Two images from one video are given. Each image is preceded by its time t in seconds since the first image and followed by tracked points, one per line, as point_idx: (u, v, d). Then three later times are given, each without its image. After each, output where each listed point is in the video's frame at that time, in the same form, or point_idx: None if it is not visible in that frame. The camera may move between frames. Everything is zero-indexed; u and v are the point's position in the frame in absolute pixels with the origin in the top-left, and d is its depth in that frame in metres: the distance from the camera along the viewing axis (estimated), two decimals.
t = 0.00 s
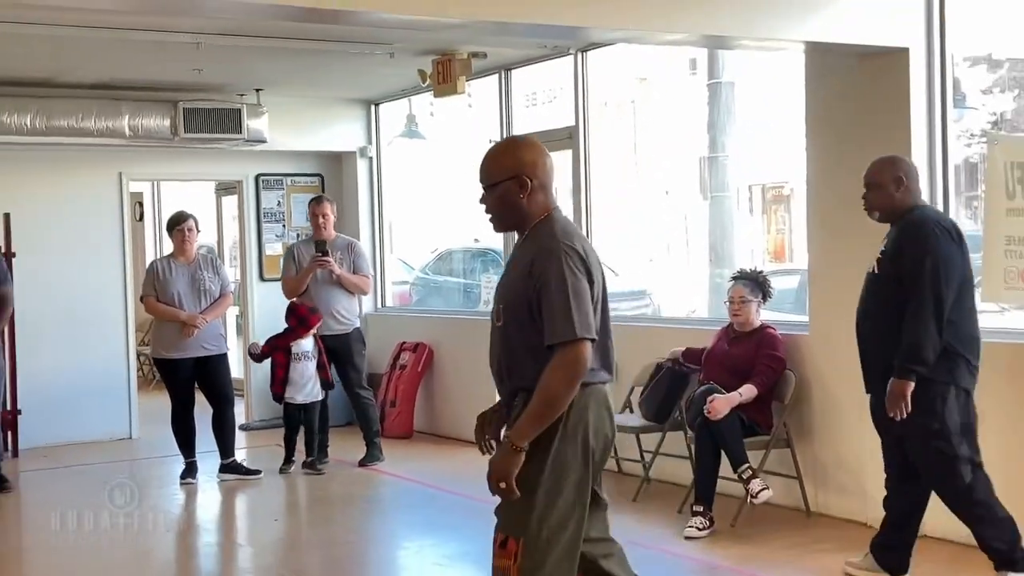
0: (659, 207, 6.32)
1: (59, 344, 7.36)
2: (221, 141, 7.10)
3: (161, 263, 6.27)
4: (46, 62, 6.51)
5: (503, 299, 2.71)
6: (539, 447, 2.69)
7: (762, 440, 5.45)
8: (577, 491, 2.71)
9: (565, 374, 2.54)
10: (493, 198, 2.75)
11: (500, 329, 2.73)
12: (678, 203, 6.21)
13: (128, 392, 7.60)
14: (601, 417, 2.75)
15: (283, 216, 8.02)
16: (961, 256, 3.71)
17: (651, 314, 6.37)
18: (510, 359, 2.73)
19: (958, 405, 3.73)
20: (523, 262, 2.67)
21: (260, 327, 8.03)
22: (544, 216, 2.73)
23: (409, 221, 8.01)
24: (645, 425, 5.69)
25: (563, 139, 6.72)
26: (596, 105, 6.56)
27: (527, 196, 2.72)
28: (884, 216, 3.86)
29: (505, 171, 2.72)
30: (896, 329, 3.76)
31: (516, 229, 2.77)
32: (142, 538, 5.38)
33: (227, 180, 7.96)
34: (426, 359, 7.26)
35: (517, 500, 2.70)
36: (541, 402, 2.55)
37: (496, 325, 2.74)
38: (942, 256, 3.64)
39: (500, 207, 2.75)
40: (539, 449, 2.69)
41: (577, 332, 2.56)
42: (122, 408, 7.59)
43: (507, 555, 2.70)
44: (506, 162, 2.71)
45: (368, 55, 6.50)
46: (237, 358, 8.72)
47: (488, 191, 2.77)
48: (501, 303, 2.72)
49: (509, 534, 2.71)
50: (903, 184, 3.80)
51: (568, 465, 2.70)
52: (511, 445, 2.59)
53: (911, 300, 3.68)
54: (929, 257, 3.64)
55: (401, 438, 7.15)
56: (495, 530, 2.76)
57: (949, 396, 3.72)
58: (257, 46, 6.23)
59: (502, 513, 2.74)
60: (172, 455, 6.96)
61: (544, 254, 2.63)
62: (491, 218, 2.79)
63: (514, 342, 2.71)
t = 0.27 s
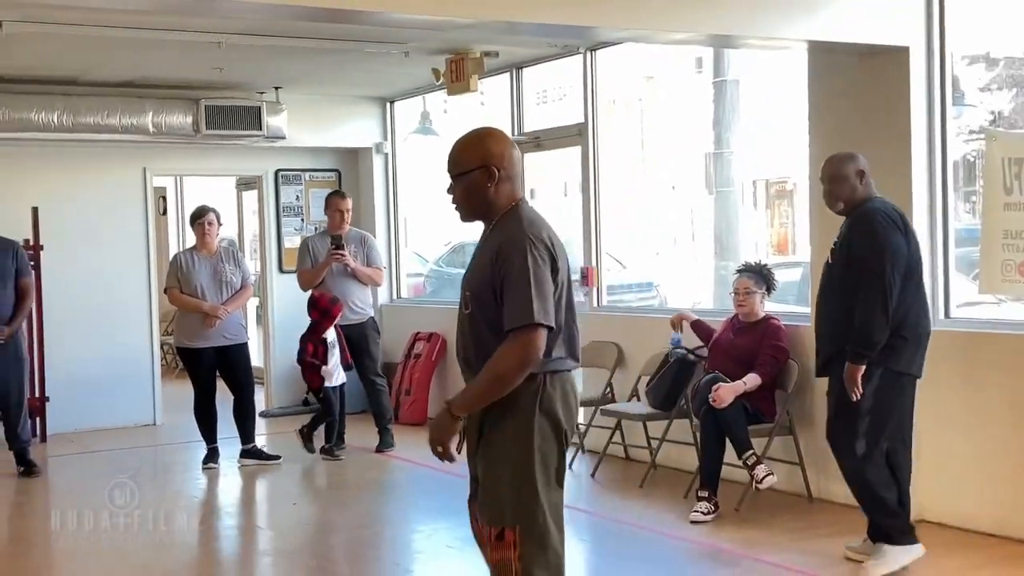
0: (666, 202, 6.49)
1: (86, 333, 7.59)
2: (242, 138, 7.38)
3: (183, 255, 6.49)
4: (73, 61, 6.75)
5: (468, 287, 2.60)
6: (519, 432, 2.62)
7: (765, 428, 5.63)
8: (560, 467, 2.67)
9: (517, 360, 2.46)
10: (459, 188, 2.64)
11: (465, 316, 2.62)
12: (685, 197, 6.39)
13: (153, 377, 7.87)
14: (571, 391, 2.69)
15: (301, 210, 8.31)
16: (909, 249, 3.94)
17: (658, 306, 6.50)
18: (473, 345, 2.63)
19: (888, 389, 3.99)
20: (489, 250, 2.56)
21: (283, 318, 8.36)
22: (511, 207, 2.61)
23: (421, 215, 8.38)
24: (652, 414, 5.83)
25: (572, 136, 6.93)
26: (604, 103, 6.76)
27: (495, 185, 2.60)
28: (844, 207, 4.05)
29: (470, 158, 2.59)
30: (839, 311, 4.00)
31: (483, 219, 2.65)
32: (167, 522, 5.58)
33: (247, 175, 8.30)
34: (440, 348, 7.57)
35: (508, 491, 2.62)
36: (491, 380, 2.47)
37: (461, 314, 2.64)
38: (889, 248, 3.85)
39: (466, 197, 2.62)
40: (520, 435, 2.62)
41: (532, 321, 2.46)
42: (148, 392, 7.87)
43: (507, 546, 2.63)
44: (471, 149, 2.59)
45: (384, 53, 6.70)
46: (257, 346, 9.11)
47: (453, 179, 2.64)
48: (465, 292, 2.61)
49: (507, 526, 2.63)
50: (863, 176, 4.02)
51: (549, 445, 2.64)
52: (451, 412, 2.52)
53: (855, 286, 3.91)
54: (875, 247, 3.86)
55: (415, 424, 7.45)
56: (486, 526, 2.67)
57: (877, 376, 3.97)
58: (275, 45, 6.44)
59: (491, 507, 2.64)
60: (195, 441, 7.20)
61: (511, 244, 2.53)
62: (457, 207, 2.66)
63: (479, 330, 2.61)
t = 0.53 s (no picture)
0: (670, 201, 6.97)
1: (140, 318, 8.61)
2: (283, 142, 8.58)
3: (228, 249, 7.12)
4: (126, 71, 7.40)
5: (445, 281, 2.87)
6: (500, 416, 2.84)
7: (760, 408, 5.73)
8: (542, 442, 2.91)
9: (468, 331, 2.71)
10: (437, 196, 2.91)
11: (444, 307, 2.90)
12: (685, 198, 6.86)
13: (199, 355, 8.89)
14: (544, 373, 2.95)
15: (334, 209, 9.36)
16: (847, 250, 4.35)
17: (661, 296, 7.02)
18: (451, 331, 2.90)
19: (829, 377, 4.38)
20: (467, 246, 2.83)
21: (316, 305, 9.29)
22: (486, 210, 2.88)
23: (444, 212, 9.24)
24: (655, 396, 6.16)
25: (582, 141, 7.52)
26: (612, 109, 7.34)
27: (472, 190, 2.86)
28: (788, 213, 4.44)
29: (449, 166, 2.86)
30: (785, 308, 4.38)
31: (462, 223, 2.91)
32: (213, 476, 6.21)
33: (285, 176, 9.24)
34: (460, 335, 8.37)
35: (499, 471, 2.82)
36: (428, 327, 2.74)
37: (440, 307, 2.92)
38: (830, 251, 4.25)
39: (444, 201, 2.89)
40: (500, 420, 2.84)
41: (490, 307, 2.73)
42: (193, 372, 8.88)
43: (509, 522, 2.82)
44: (451, 155, 2.86)
45: (409, 65, 7.30)
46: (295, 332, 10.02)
47: (432, 185, 2.90)
48: (443, 288, 2.88)
49: (504, 504, 2.82)
50: (807, 184, 4.43)
51: (529, 424, 2.87)
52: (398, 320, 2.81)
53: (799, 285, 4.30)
54: (817, 250, 4.26)
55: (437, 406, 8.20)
56: (486, 509, 2.84)
57: (819, 366, 4.38)
58: (311, 57, 7.05)
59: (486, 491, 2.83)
60: (238, 421, 7.91)
61: (484, 241, 2.79)
62: (437, 211, 2.94)
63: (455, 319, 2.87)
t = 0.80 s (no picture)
0: (690, 193, 6.94)
1: (164, 309, 8.69)
2: (306, 135, 8.62)
3: (251, 241, 7.15)
4: (149, 64, 7.44)
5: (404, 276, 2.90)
6: (463, 416, 2.81)
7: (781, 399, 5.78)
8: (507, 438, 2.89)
9: (429, 321, 2.70)
10: (403, 192, 2.96)
11: (404, 302, 2.92)
12: (706, 190, 6.83)
13: (223, 347, 8.94)
14: (503, 370, 2.93)
15: (356, 202, 9.42)
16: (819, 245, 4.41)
17: (682, 290, 6.99)
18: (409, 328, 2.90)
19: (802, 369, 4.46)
20: (426, 239, 2.86)
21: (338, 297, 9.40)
22: (450, 206, 2.93)
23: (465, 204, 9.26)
24: (676, 389, 6.14)
25: (603, 133, 7.50)
26: (634, 102, 7.32)
27: (436, 186, 2.92)
28: (762, 204, 4.53)
29: (415, 161, 2.92)
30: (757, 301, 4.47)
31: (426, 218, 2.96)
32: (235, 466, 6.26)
33: (307, 168, 9.29)
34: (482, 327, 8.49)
35: (469, 470, 2.80)
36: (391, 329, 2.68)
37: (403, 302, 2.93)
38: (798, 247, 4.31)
39: (408, 196, 2.95)
40: (463, 421, 2.81)
41: (453, 293, 2.72)
42: (217, 363, 8.94)
43: (486, 520, 2.81)
44: (419, 152, 2.92)
45: (431, 57, 7.31)
46: (317, 323, 10.09)
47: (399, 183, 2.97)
48: (404, 281, 2.91)
49: (477, 503, 2.80)
50: (781, 177, 4.51)
51: (493, 421, 2.85)
52: (353, 327, 2.73)
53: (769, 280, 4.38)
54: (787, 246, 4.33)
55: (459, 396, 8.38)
56: (459, 510, 2.82)
57: (792, 360, 4.45)
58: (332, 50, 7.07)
59: (457, 492, 2.81)
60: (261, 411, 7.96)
61: (440, 234, 2.82)
62: (404, 207, 3.00)
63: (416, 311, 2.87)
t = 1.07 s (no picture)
0: (717, 185, 6.91)
1: (193, 301, 8.75)
2: (333, 129, 8.66)
3: (279, 234, 7.22)
4: (179, 57, 7.49)
5: (380, 271, 2.87)
6: (426, 410, 2.83)
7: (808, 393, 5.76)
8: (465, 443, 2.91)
9: (448, 318, 2.71)
10: (358, 185, 2.93)
11: (378, 297, 2.89)
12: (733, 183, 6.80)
13: (251, 340, 9.00)
14: (476, 373, 2.94)
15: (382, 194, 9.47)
16: (799, 237, 4.45)
17: (708, 283, 6.96)
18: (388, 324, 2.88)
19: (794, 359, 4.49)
20: (397, 233, 2.84)
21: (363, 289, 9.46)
22: (410, 196, 2.92)
23: (491, 196, 9.28)
24: (703, 381, 6.12)
25: (630, 125, 7.49)
26: (661, 94, 7.30)
27: (393, 177, 2.91)
28: (748, 197, 4.58)
29: (368, 153, 2.89)
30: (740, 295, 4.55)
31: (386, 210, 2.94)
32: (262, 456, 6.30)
33: (335, 161, 9.34)
34: (507, 320, 8.53)
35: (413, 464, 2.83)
36: (421, 345, 2.69)
37: (372, 295, 2.92)
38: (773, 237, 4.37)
39: (366, 191, 2.92)
40: (426, 409, 2.83)
41: (454, 282, 2.74)
42: (246, 355, 9.00)
43: (416, 513, 2.84)
44: (370, 144, 2.89)
45: (458, 50, 7.32)
46: (344, 315, 10.15)
47: (355, 178, 2.94)
48: (374, 276, 2.89)
49: (412, 494, 2.83)
50: (768, 171, 4.56)
51: (456, 426, 2.86)
52: (384, 369, 2.71)
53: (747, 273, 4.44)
54: (765, 237, 4.39)
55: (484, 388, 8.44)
56: (395, 495, 2.85)
57: (792, 351, 4.49)
58: (359, 44, 7.09)
59: (397, 478, 2.84)
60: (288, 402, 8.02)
61: (411, 228, 2.81)
62: (360, 202, 2.97)
63: (396, 303, 2.86)
